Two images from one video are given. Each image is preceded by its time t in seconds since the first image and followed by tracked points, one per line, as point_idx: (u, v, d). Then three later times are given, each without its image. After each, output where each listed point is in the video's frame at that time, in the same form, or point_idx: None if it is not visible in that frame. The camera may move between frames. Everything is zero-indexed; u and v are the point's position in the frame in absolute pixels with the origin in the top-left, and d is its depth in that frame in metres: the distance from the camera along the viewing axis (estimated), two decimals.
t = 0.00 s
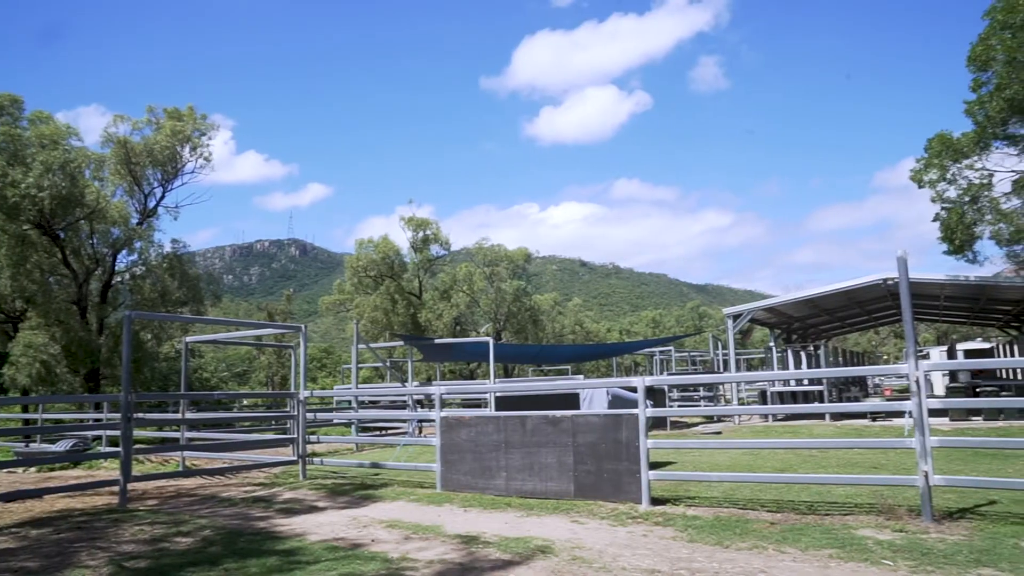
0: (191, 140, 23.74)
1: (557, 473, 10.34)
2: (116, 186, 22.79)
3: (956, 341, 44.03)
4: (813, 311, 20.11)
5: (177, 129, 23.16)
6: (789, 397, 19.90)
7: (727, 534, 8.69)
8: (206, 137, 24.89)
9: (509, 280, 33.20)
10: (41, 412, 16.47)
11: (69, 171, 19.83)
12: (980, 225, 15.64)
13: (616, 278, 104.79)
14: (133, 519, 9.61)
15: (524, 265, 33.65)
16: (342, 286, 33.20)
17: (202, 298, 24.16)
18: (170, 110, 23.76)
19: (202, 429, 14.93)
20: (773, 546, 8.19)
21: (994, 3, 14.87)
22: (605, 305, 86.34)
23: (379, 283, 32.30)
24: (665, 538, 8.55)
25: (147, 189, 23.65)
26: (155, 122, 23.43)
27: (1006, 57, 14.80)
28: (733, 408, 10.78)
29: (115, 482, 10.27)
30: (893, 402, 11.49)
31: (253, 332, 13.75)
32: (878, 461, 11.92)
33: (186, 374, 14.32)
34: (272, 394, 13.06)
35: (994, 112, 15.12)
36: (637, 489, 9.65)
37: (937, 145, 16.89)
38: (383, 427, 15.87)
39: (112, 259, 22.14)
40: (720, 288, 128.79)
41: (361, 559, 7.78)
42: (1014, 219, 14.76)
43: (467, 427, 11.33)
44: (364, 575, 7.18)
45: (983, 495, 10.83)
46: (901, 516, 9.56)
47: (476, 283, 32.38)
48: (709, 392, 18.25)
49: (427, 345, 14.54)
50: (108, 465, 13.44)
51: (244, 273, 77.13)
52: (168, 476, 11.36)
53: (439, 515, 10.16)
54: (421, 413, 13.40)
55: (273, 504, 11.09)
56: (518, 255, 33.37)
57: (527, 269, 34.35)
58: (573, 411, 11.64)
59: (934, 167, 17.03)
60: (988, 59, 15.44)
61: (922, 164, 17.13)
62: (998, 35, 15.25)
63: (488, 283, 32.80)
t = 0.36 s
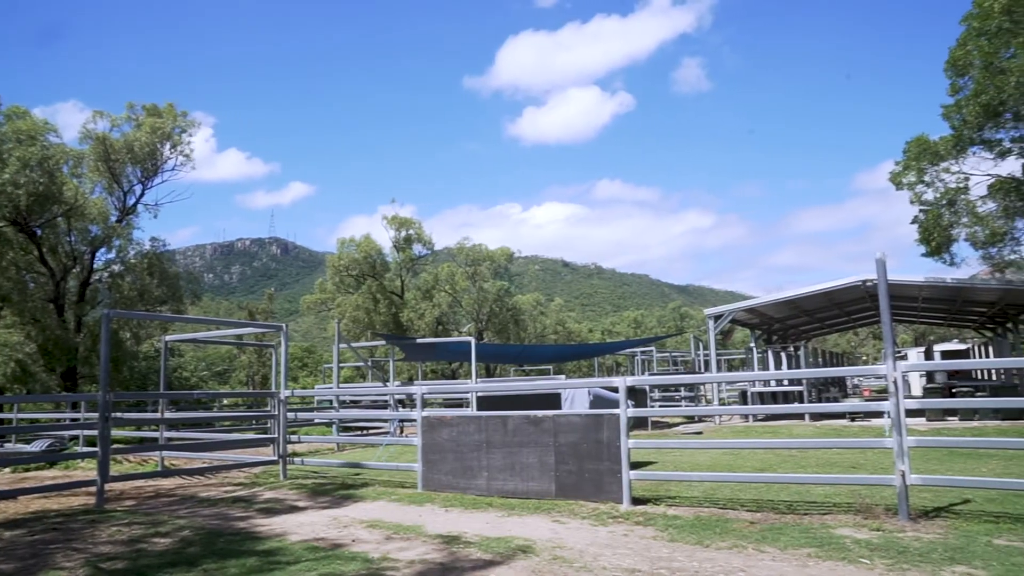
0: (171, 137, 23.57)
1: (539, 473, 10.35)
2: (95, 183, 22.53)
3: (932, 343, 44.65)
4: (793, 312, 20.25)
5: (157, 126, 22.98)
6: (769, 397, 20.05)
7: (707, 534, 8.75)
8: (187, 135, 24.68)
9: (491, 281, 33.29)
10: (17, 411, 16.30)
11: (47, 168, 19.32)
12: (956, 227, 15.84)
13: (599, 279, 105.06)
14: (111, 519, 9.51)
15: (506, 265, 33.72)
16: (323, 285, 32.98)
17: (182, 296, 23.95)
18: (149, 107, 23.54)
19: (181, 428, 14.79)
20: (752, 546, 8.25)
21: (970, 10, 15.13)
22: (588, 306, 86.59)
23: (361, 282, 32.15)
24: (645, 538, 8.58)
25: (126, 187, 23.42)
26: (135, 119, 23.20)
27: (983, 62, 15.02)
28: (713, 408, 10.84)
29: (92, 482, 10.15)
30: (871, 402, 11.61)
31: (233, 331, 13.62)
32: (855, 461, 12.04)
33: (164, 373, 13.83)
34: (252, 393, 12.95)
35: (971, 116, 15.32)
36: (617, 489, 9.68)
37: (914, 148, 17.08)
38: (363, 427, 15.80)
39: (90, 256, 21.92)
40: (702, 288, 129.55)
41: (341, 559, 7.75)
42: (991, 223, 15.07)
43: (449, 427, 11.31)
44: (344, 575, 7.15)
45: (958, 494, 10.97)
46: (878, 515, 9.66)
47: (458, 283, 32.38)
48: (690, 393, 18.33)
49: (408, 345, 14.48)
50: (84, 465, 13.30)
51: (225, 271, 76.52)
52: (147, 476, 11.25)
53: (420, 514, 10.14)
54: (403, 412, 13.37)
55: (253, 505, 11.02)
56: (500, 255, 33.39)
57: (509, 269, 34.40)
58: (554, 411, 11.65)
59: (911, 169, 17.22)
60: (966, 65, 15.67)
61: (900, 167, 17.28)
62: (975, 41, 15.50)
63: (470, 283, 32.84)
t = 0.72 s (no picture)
0: (151, 134, 23.33)
1: (520, 472, 10.35)
2: (72, 179, 22.22)
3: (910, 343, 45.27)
4: (773, 312, 20.41)
5: (136, 122, 22.74)
6: (749, 397, 20.18)
7: (688, 532, 8.79)
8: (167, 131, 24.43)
9: (474, 280, 33.29)
10: None
11: (24, 163, 19.10)
12: (933, 228, 16.06)
13: (582, 278, 105.29)
14: (86, 521, 9.38)
15: (488, 264, 33.72)
16: (304, 283, 32.69)
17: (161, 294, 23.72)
18: (127, 102, 23.28)
19: (160, 427, 14.66)
20: (732, 544, 8.30)
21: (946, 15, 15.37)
22: (570, 305, 86.77)
23: (342, 281, 31.96)
24: (626, 537, 8.61)
25: (104, 183, 23.15)
26: (112, 115, 22.91)
27: (959, 67, 15.23)
28: (694, 407, 10.89)
29: (68, 483, 10.02)
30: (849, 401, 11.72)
31: (213, 330, 13.46)
32: (834, 460, 12.16)
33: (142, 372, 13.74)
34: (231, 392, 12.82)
35: (947, 120, 15.50)
36: (598, 488, 9.70)
37: (892, 150, 17.27)
38: (344, 426, 15.71)
39: (67, 254, 21.62)
40: (684, 288, 130.28)
41: (321, 560, 7.70)
42: (967, 225, 15.46)
43: (430, 426, 11.28)
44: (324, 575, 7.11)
45: (933, 492, 11.12)
46: (855, 513, 9.77)
47: (440, 282, 32.34)
48: (671, 392, 18.41)
49: (389, 343, 14.37)
50: (60, 466, 13.12)
51: (205, 269, 75.81)
52: (124, 477, 11.12)
53: (401, 514, 10.11)
54: (385, 411, 13.41)
55: (232, 505, 10.92)
56: (482, 254, 33.37)
57: (491, 268, 34.39)
58: (535, 410, 11.65)
59: (889, 170, 17.40)
60: (943, 69, 15.87)
61: (878, 168, 17.47)
62: (950, 46, 15.72)
63: (452, 282, 32.90)
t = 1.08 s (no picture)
0: (131, 130, 23.10)
1: (502, 471, 10.36)
2: (49, 175, 21.93)
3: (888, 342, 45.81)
4: (755, 311, 20.54)
5: (116, 118, 22.49)
6: (731, 395, 20.31)
7: (670, 530, 8.84)
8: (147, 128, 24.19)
9: (457, 279, 33.28)
10: None
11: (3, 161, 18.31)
12: (913, 228, 16.24)
13: (565, 277, 105.48)
14: (64, 522, 9.29)
15: (471, 263, 33.70)
16: (286, 281, 32.44)
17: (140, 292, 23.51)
18: (105, 98, 23.03)
19: (140, 427, 14.55)
20: (713, 541, 8.36)
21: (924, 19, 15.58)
22: (554, 304, 86.90)
23: (325, 279, 31.79)
24: (608, 534, 8.65)
25: (83, 180, 22.89)
26: (90, 111, 22.66)
27: (938, 70, 15.41)
28: (676, 406, 10.94)
29: (45, 484, 9.91)
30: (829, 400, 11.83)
31: (195, 328, 13.31)
32: (814, 458, 12.27)
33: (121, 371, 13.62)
34: (213, 392, 12.71)
35: (926, 122, 15.65)
36: (581, 486, 9.74)
37: (872, 150, 17.42)
38: (327, 424, 15.65)
39: (44, 251, 21.34)
40: (667, 288, 131.08)
41: (303, 559, 7.67)
42: (945, 225, 15.61)
43: (413, 425, 11.26)
44: (306, 575, 7.08)
45: (911, 489, 11.26)
46: (835, 510, 9.87)
47: (424, 281, 32.28)
48: (654, 390, 18.48)
49: (372, 342, 14.32)
50: (37, 466, 12.97)
51: (186, 266, 75.11)
52: (103, 477, 11.01)
53: (383, 513, 10.09)
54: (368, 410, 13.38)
55: (213, 504, 10.85)
56: (465, 253, 33.37)
57: (475, 266, 34.38)
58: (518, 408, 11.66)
59: (869, 171, 17.54)
60: (922, 72, 16.05)
61: (859, 169, 17.61)
62: (929, 49, 15.90)
63: (436, 281, 32.92)
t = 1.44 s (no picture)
0: (113, 129, 22.93)
1: (486, 472, 10.36)
2: (28, 175, 21.68)
3: (869, 344, 46.27)
4: (739, 313, 20.66)
5: (97, 116, 22.31)
6: (715, 396, 20.41)
7: (653, 531, 8.87)
8: (130, 126, 23.99)
9: (442, 280, 33.26)
10: None
11: None
12: (895, 231, 16.39)
13: (551, 279, 105.62)
14: (43, 525, 9.19)
15: (456, 264, 33.61)
16: (270, 282, 32.25)
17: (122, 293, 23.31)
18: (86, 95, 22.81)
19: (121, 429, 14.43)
20: (696, 542, 8.40)
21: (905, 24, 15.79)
22: (539, 306, 87.03)
23: (309, 280, 31.64)
24: (592, 535, 8.67)
25: (63, 178, 22.67)
26: (70, 109, 22.46)
27: (918, 76, 15.59)
28: (660, 407, 10.98)
29: (23, 486, 9.79)
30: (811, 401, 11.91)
31: (177, 329, 13.20)
32: (796, 458, 12.35)
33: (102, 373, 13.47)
34: (195, 393, 12.61)
35: (908, 127, 15.80)
36: (565, 487, 9.76)
37: (854, 154, 17.56)
38: (310, 426, 15.58)
39: (24, 251, 21.11)
40: (652, 290, 131.64)
41: (286, 561, 7.64)
42: (926, 229, 15.86)
43: (397, 426, 11.23)
44: None
45: (891, 489, 11.36)
46: (817, 510, 9.94)
47: (408, 281, 32.20)
48: (638, 392, 18.53)
49: (357, 343, 14.26)
50: (16, 469, 12.82)
51: (169, 266, 74.50)
52: (82, 480, 10.90)
53: (367, 514, 10.06)
54: (352, 411, 13.31)
55: (195, 506, 10.77)
56: (450, 254, 33.37)
57: (459, 267, 34.37)
58: (502, 409, 11.66)
59: (852, 173, 17.67)
60: (903, 77, 16.22)
61: (842, 172, 17.75)
62: (909, 55, 16.08)
63: (420, 281, 32.86)
